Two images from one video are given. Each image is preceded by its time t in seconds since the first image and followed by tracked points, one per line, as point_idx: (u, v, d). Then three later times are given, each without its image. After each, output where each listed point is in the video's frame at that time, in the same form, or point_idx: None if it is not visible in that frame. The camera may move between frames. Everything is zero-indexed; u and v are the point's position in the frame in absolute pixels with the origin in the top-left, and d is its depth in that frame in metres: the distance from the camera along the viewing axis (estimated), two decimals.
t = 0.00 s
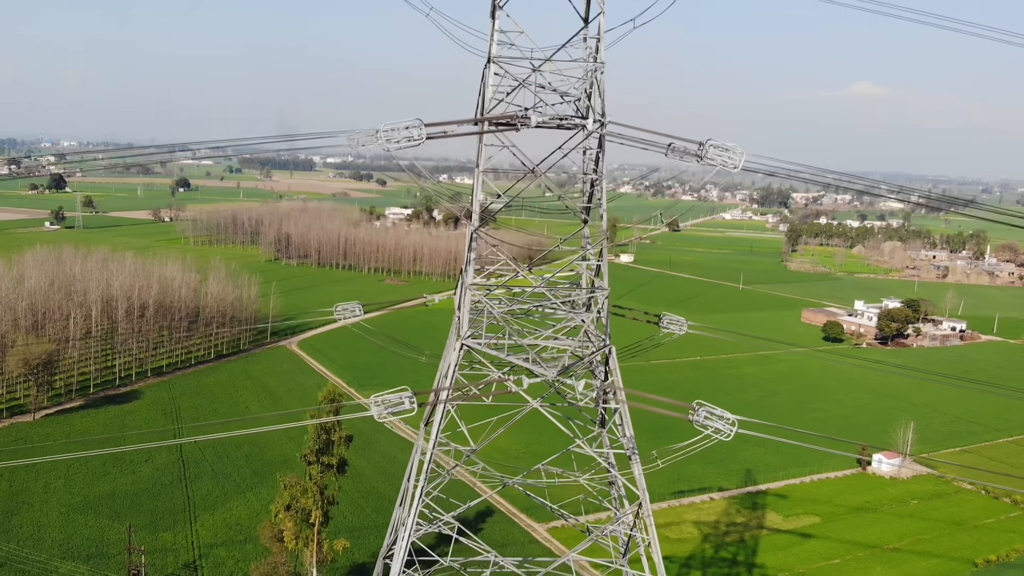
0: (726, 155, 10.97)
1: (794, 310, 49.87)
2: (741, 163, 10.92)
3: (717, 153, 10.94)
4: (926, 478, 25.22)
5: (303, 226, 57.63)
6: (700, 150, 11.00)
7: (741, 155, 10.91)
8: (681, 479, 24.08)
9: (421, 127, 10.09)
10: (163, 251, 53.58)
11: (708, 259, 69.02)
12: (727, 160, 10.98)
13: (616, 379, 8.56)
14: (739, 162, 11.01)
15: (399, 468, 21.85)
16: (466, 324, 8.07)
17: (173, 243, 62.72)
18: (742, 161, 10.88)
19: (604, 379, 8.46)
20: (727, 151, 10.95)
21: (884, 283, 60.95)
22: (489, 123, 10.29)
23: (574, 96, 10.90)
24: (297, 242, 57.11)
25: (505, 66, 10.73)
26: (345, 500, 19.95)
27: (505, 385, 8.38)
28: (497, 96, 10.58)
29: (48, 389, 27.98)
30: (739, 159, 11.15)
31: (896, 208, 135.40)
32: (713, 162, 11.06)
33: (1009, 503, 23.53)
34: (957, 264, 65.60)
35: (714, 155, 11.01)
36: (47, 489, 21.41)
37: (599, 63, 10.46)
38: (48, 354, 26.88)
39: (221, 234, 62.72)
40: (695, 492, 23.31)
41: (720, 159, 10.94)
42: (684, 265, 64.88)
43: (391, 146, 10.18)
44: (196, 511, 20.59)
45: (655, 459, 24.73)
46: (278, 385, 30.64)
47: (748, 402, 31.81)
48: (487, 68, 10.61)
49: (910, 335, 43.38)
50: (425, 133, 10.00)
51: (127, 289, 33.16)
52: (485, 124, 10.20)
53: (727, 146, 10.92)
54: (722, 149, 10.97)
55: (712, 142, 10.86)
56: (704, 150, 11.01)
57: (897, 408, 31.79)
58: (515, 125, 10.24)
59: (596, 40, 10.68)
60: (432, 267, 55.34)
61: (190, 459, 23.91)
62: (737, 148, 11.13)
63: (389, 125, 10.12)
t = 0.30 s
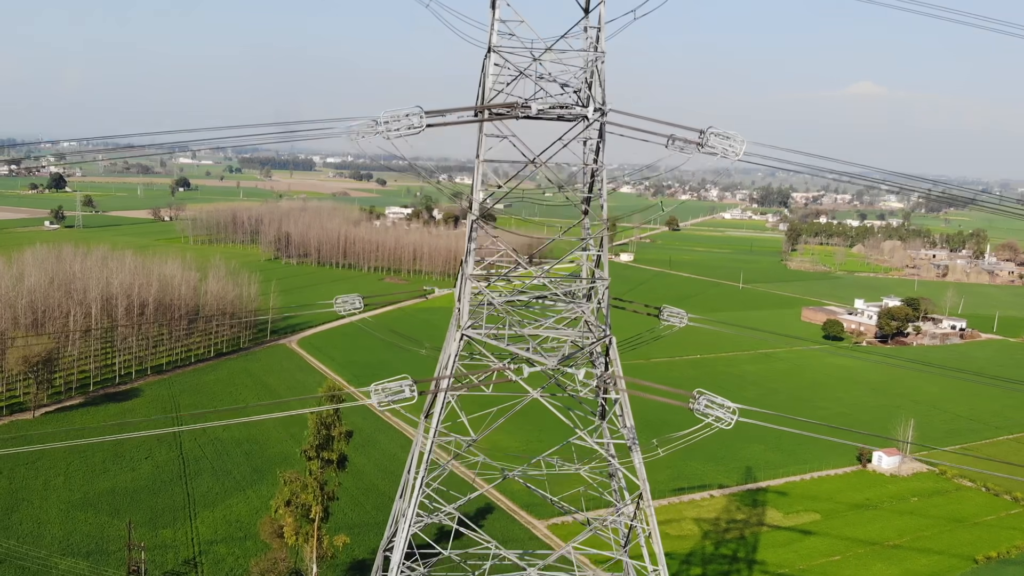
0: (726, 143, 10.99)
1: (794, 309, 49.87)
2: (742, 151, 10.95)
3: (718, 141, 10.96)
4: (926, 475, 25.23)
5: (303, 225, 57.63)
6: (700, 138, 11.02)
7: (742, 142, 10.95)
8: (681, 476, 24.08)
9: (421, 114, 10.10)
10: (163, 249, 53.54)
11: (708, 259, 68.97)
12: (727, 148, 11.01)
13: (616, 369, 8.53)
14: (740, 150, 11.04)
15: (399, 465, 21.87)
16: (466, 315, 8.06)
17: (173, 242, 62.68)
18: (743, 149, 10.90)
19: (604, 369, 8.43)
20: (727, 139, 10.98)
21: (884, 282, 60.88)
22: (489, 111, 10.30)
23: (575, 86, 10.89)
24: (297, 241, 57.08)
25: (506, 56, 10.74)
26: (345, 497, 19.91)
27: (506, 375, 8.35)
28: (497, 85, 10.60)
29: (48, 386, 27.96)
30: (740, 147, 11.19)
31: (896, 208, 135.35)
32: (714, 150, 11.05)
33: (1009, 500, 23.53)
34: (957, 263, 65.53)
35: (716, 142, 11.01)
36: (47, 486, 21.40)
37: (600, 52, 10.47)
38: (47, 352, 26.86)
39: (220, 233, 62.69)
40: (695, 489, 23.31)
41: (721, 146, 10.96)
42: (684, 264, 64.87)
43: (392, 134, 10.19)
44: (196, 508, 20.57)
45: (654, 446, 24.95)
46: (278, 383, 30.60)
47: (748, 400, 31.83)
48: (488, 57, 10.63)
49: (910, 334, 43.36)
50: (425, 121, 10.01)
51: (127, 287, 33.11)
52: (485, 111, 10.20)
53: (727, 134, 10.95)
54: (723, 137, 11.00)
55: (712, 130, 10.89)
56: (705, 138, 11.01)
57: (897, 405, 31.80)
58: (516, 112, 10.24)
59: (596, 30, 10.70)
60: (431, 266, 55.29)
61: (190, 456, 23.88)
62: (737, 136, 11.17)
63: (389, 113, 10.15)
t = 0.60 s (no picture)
0: (728, 130, 10.96)
1: (794, 308, 49.86)
2: (743, 138, 10.92)
3: (719, 129, 10.93)
4: (927, 472, 25.21)
5: (303, 224, 57.58)
6: (701, 125, 11.00)
7: (743, 129, 10.92)
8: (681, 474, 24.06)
9: (421, 102, 10.09)
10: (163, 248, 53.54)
11: (708, 258, 68.95)
12: (728, 135, 10.97)
13: (617, 359, 8.52)
14: (741, 137, 11.01)
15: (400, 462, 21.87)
16: (466, 305, 8.09)
17: (173, 241, 62.72)
18: (744, 136, 10.87)
19: (604, 359, 8.43)
20: (728, 126, 10.95)
21: (884, 280, 60.85)
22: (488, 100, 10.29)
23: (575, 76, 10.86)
24: (297, 240, 57.04)
25: (506, 45, 10.74)
26: (345, 494, 19.89)
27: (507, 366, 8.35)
28: (498, 74, 10.58)
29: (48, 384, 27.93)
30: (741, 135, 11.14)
31: (896, 207, 135.43)
32: (716, 137, 11.02)
33: (1010, 497, 23.50)
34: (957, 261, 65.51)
35: (717, 130, 10.99)
36: (47, 484, 21.39)
37: (601, 41, 10.44)
38: (47, 349, 26.85)
39: (220, 232, 62.69)
40: (695, 486, 23.29)
41: (722, 134, 10.93)
42: (684, 263, 64.86)
43: (391, 122, 10.19)
44: (196, 505, 20.56)
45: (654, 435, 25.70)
46: (278, 381, 30.58)
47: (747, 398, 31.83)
48: (488, 47, 10.61)
49: (910, 332, 43.33)
50: (426, 108, 9.98)
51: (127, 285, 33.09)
52: (485, 100, 10.19)
53: (729, 121, 10.92)
54: (725, 124, 10.97)
55: (713, 117, 10.86)
56: (706, 126, 10.98)
57: (897, 403, 31.79)
58: (516, 101, 10.21)
59: (597, 20, 10.69)
60: (432, 264, 55.26)
61: (190, 453, 23.86)
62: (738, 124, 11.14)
63: (389, 100, 10.13)
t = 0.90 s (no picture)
0: (728, 118, 10.97)
1: (794, 307, 49.83)
2: (744, 125, 10.92)
3: (720, 116, 10.94)
4: (927, 470, 25.19)
5: (303, 224, 57.51)
6: (702, 113, 11.01)
7: (744, 117, 10.94)
8: (681, 471, 24.06)
9: (421, 89, 10.09)
10: (163, 246, 53.55)
11: (708, 257, 68.91)
12: (729, 123, 10.99)
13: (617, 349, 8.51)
14: (741, 126, 11.03)
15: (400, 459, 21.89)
16: (466, 295, 8.14)
17: (172, 240, 62.73)
18: (745, 123, 10.89)
19: (605, 349, 8.44)
20: (729, 114, 10.97)
21: (884, 280, 60.86)
22: (488, 88, 10.30)
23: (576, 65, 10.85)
24: (297, 239, 56.97)
25: (506, 34, 10.75)
26: (345, 491, 19.89)
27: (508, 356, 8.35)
28: (498, 64, 10.59)
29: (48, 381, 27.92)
30: (742, 123, 11.15)
31: (895, 207, 135.49)
32: (716, 125, 11.03)
33: (1010, 495, 23.47)
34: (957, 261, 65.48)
35: (717, 117, 11.00)
36: (47, 480, 21.38)
37: (601, 30, 10.44)
38: (47, 346, 26.85)
39: (220, 231, 62.67)
40: (695, 484, 23.27)
41: (723, 121, 10.95)
42: (684, 263, 64.79)
43: (391, 109, 10.19)
44: (195, 502, 20.55)
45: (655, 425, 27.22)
46: (278, 379, 30.58)
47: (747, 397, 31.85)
48: (489, 36, 10.62)
49: (910, 331, 43.31)
50: (426, 96, 9.99)
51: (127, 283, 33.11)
52: (485, 88, 10.20)
53: (730, 109, 10.94)
54: (725, 112, 10.99)
55: (714, 104, 10.88)
56: (706, 114, 11.00)
57: (897, 401, 31.77)
58: (516, 90, 10.19)
59: (598, 9, 10.68)
60: (432, 263, 55.21)
61: (190, 450, 23.85)
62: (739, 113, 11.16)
63: (389, 87, 10.14)
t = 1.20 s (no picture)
0: (729, 106, 10.95)
1: (794, 306, 49.80)
2: (745, 113, 10.89)
3: (721, 104, 10.93)
4: (927, 468, 25.18)
5: (303, 223, 57.47)
6: (704, 100, 10.96)
7: (745, 104, 10.91)
8: (681, 469, 24.06)
9: (422, 77, 10.09)
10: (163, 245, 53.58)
11: (708, 256, 68.88)
12: (731, 110, 10.96)
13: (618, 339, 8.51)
14: (743, 113, 11.00)
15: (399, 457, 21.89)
16: (467, 284, 8.17)
17: (172, 239, 62.74)
18: (747, 110, 10.84)
19: (605, 339, 8.44)
20: (731, 101, 10.94)
21: (884, 279, 60.87)
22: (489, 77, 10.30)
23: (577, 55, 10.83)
24: (297, 238, 56.94)
25: (507, 24, 10.75)
26: (345, 488, 19.87)
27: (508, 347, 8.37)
28: (499, 53, 10.59)
29: (48, 379, 27.91)
30: (744, 111, 11.13)
31: (896, 207, 135.40)
32: (717, 113, 11.01)
33: (1010, 492, 23.44)
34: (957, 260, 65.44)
35: (718, 105, 10.98)
36: (46, 477, 21.37)
37: (603, 18, 10.44)
38: (47, 344, 26.87)
39: (220, 231, 62.65)
40: (695, 481, 23.27)
41: (724, 108, 10.92)
42: (684, 262, 64.77)
43: (391, 97, 10.18)
44: (195, 499, 20.54)
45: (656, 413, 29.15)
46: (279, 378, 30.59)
47: (747, 395, 31.85)
48: (490, 26, 10.62)
49: (911, 329, 43.28)
50: (426, 82, 9.98)
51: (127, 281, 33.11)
52: (486, 76, 10.19)
53: (731, 97, 10.92)
54: (727, 100, 10.96)
55: (715, 92, 10.85)
56: (707, 101, 10.97)
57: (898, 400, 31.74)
58: (517, 78, 10.18)
59: None
60: (432, 262, 55.12)
61: (190, 448, 23.84)
62: (740, 101, 11.15)
63: (390, 74, 10.14)
